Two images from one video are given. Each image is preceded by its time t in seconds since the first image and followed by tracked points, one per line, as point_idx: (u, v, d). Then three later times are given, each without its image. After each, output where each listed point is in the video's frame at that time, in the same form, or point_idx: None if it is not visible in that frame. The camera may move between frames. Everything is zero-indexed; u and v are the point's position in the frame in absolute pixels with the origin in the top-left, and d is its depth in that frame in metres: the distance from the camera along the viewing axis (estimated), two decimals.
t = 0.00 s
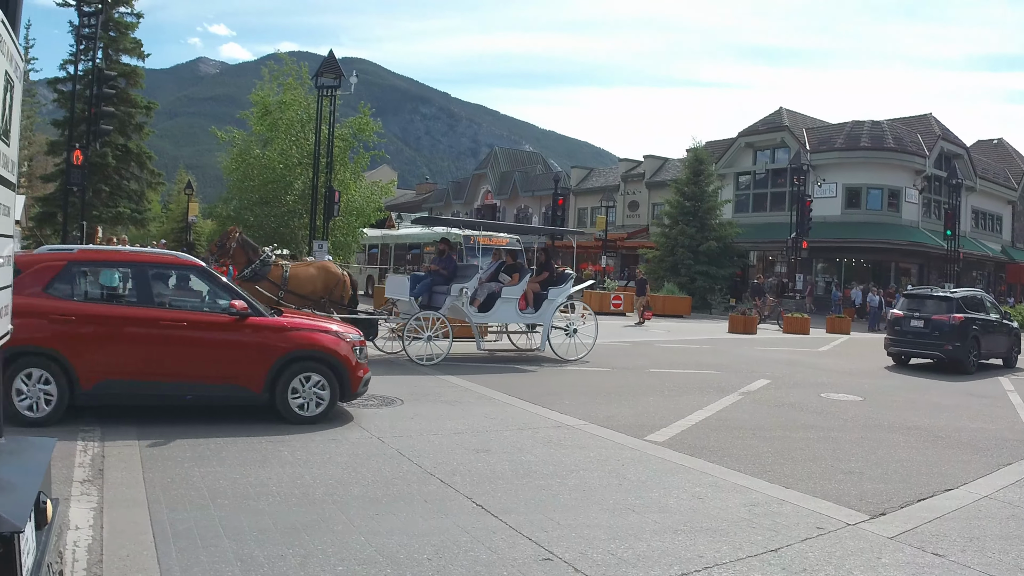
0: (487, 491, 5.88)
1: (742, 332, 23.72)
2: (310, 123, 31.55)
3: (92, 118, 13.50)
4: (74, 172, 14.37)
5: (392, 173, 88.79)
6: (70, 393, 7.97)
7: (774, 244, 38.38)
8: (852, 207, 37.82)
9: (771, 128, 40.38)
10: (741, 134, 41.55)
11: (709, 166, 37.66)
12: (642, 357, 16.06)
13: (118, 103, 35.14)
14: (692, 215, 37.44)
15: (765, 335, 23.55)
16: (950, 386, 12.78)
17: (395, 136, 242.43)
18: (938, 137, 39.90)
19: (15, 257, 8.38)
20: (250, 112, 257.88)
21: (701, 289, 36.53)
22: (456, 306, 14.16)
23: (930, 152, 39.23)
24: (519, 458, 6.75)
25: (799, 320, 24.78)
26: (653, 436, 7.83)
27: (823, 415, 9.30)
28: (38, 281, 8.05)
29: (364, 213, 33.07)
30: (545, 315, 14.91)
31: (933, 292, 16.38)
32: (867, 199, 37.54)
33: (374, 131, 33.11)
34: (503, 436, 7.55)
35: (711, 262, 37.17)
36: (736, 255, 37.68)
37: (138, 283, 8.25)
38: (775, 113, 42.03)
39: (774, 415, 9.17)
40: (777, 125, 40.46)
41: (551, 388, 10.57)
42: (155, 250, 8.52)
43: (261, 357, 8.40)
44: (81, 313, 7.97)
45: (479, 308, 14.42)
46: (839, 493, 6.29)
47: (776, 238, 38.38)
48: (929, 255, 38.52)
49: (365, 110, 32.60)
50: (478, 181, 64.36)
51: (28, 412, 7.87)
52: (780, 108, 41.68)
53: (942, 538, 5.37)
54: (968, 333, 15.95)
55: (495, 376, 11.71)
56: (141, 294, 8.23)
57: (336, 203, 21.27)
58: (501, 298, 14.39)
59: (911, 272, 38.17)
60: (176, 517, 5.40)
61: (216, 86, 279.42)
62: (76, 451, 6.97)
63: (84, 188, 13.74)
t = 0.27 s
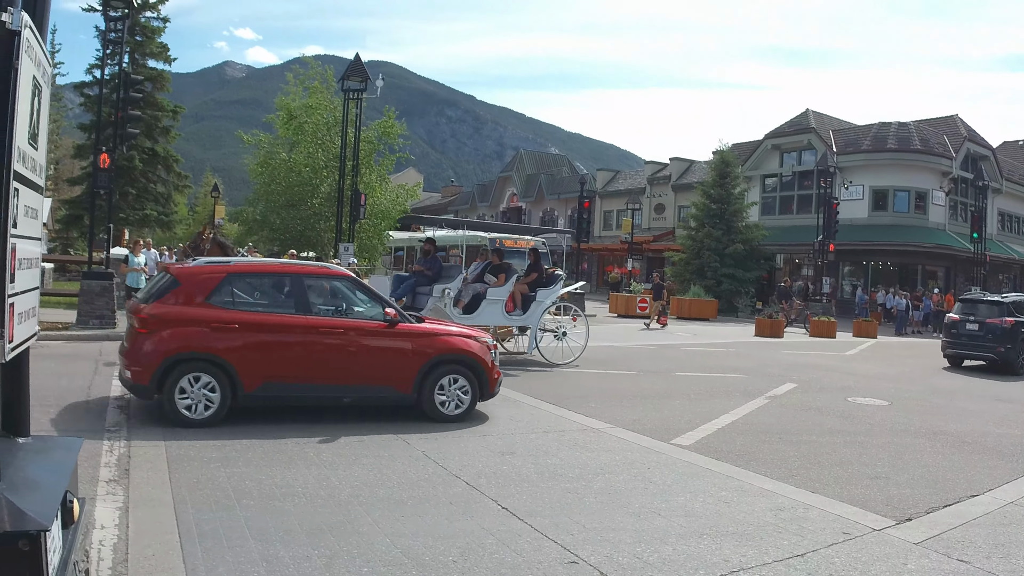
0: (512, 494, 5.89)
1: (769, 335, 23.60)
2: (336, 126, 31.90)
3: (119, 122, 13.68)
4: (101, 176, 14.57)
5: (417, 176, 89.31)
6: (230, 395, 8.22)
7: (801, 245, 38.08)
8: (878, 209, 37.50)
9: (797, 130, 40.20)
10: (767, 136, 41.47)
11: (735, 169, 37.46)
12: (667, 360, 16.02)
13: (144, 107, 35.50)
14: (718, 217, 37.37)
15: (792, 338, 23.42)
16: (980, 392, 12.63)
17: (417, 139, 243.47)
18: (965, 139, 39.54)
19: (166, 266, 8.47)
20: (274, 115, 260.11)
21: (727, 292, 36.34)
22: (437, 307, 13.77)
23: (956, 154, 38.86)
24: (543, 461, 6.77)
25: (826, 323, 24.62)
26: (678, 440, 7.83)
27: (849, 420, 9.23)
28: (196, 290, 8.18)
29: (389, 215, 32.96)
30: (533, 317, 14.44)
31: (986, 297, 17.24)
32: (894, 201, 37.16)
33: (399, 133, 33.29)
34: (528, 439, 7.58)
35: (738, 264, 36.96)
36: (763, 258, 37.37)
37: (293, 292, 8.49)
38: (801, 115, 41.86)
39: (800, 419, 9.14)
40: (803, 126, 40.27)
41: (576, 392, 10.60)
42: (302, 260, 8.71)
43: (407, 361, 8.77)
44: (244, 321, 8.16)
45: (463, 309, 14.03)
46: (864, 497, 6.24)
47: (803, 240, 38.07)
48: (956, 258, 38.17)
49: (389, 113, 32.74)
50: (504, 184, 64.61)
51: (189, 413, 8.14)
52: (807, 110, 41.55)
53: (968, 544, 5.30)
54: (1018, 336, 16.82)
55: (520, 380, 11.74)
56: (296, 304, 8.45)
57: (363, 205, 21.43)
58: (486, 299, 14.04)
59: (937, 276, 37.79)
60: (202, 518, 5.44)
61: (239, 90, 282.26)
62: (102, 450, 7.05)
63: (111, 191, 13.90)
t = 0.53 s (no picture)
0: (534, 496, 5.90)
1: (792, 339, 23.48)
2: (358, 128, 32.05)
3: (141, 126, 13.82)
4: (124, 179, 14.72)
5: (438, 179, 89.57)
6: (380, 397, 8.68)
7: (824, 249, 37.56)
8: (901, 212, 37.14)
9: (819, 133, 39.98)
10: (790, 139, 41.36)
11: (758, 171, 37.30)
12: (688, 363, 15.97)
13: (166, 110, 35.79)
14: (740, 220, 37.31)
15: (814, 342, 23.28)
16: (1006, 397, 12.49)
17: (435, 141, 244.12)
18: (987, 141, 39.22)
19: (315, 276, 8.95)
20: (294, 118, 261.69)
21: (749, 294, 36.20)
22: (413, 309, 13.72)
23: (978, 156, 38.51)
24: (565, 464, 6.78)
25: (849, 326, 24.47)
26: (701, 443, 7.81)
27: (872, 424, 9.17)
28: (349, 299, 8.66)
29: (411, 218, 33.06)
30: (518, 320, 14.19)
31: None
32: (916, 203, 36.81)
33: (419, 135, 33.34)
34: (549, 441, 7.59)
35: (760, 267, 36.87)
36: (785, 261, 37.30)
37: (435, 300, 9.00)
38: (823, 117, 41.68)
39: (823, 422, 9.10)
40: (826, 129, 40.05)
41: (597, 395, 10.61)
42: (440, 271, 9.23)
43: (537, 364, 9.28)
44: (394, 327, 8.64)
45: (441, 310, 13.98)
46: (886, 502, 6.19)
47: (827, 243, 37.51)
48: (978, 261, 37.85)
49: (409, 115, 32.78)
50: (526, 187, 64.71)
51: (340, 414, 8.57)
52: (829, 112, 41.41)
53: (991, 550, 5.25)
54: None
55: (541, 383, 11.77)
56: (439, 311, 8.95)
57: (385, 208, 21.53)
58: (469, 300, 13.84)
59: (959, 278, 37.47)
60: (224, 518, 5.49)
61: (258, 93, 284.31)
62: (125, 450, 7.12)
63: (133, 194, 14.02)
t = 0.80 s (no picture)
0: (553, 499, 5.90)
1: (811, 342, 23.34)
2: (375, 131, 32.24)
3: (160, 129, 13.92)
4: (143, 181, 14.83)
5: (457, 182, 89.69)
6: (516, 398, 9.29)
7: (844, 252, 37.46)
8: (920, 214, 36.82)
9: (839, 134, 39.76)
10: (809, 140, 41.17)
11: (778, 174, 37.28)
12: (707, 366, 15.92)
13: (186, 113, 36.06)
14: (760, 223, 37.21)
15: (833, 345, 23.14)
16: None
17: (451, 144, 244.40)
18: (1006, 142, 38.85)
19: (451, 286, 9.51)
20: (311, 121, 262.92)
21: (768, 297, 36.01)
22: (385, 311, 13.58)
23: (998, 157, 38.16)
24: (582, 467, 6.79)
25: (868, 329, 24.29)
26: (721, 447, 7.79)
27: (891, 428, 9.11)
28: (488, 308, 9.24)
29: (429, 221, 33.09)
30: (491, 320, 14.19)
31: None
32: (935, 206, 36.50)
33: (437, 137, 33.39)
34: (566, 444, 7.60)
35: (780, 270, 36.75)
36: (804, 264, 37.19)
37: (560, 309, 9.64)
38: (842, 119, 41.48)
39: (842, 426, 9.05)
40: (846, 131, 39.81)
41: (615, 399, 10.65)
42: (562, 281, 9.86)
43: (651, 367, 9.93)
44: (529, 334, 9.25)
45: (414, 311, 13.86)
46: (905, 507, 6.15)
47: (846, 246, 37.41)
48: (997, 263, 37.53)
49: (426, 117, 32.87)
50: (544, 189, 64.68)
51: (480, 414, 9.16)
52: (848, 114, 41.25)
53: (1011, 556, 5.19)
54: None
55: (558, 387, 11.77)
56: (565, 319, 9.61)
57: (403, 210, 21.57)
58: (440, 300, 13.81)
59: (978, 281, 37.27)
60: (243, 519, 5.52)
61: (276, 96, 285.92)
62: (145, 451, 7.18)
63: (152, 197, 14.12)
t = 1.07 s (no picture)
0: (567, 502, 5.91)
1: (828, 346, 23.21)
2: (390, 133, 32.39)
3: (176, 132, 14.03)
4: (159, 184, 14.94)
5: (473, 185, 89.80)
6: (635, 399, 9.86)
7: (860, 255, 37.28)
8: (936, 217, 36.55)
9: (855, 137, 39.60)
10: (825, 143, 41.00)
11: (793, 176, 37.10)
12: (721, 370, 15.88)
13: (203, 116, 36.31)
14: (775, 225, 37.07)
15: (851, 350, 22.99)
16: None
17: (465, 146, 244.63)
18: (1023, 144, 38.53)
19: (571, 295, 10.05)
20: (325, 123, 263.95)
21: (785, 301, 35.87)
22: (353, 310, 12.98)
23: (1014, 160, 37.86)
24: (597, 470, 6.79)
25: (885, 333, 24.12)
26: (736, 451, 7.77)
27: (908, 432, 9.05)
28: (609, 315, 9.81)
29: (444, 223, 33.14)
30: (465, 322, 13.73)
31: None
32: (951, 209, 36.26)
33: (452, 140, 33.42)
34: (581, 447, 7.60)
35: (795, 273, 36.59)
36: (821, 267, 37.01)
37: (670, 314, 10.25)
38: (858, 121, 41.30)
39: (858, 430, 9.01)
40: (862, 133, 39.66)
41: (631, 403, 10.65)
42: (669, 287, 10.47)
43: (750, 368, 10.60)
44: (646, 338, 9.84)
45: (384, 312, 13.28)
46: (921, 511, 6.11)
47: (862, 249, 37.22)
48: (1014, 267, 37.20)
49: (441, 119, 32.96)
50: (559, 192, 64.65)
51: (606, 415, 9.72)
52: (864, 117, 41.07)
53: None
54: None
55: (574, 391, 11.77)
56: (676, 323, 10.21)
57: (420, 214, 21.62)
58: (412, 301, 13.31)
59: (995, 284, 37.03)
60: (258, 519, 5.56)
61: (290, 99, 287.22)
62: (161, 451, 7.23)
63: (168, 199, 14.22)
